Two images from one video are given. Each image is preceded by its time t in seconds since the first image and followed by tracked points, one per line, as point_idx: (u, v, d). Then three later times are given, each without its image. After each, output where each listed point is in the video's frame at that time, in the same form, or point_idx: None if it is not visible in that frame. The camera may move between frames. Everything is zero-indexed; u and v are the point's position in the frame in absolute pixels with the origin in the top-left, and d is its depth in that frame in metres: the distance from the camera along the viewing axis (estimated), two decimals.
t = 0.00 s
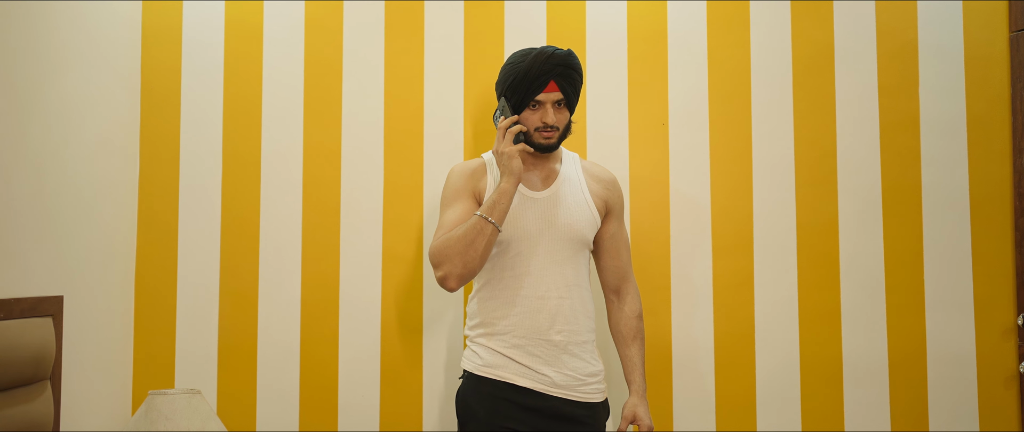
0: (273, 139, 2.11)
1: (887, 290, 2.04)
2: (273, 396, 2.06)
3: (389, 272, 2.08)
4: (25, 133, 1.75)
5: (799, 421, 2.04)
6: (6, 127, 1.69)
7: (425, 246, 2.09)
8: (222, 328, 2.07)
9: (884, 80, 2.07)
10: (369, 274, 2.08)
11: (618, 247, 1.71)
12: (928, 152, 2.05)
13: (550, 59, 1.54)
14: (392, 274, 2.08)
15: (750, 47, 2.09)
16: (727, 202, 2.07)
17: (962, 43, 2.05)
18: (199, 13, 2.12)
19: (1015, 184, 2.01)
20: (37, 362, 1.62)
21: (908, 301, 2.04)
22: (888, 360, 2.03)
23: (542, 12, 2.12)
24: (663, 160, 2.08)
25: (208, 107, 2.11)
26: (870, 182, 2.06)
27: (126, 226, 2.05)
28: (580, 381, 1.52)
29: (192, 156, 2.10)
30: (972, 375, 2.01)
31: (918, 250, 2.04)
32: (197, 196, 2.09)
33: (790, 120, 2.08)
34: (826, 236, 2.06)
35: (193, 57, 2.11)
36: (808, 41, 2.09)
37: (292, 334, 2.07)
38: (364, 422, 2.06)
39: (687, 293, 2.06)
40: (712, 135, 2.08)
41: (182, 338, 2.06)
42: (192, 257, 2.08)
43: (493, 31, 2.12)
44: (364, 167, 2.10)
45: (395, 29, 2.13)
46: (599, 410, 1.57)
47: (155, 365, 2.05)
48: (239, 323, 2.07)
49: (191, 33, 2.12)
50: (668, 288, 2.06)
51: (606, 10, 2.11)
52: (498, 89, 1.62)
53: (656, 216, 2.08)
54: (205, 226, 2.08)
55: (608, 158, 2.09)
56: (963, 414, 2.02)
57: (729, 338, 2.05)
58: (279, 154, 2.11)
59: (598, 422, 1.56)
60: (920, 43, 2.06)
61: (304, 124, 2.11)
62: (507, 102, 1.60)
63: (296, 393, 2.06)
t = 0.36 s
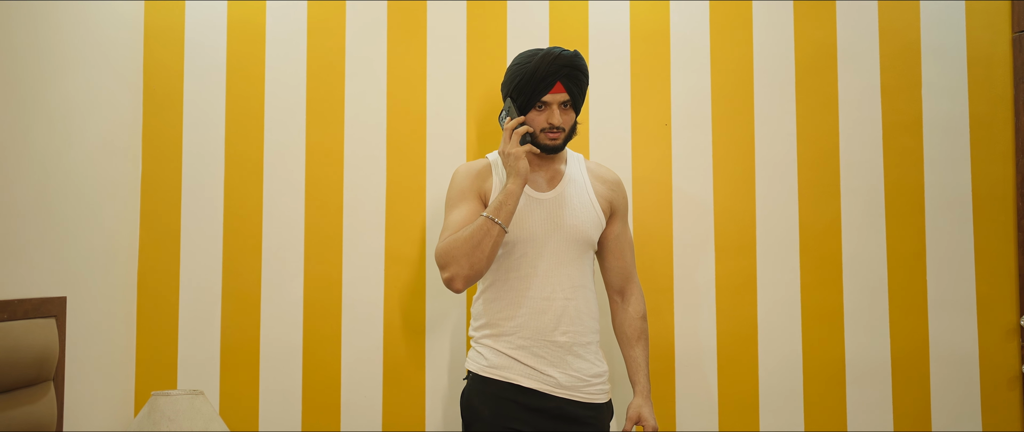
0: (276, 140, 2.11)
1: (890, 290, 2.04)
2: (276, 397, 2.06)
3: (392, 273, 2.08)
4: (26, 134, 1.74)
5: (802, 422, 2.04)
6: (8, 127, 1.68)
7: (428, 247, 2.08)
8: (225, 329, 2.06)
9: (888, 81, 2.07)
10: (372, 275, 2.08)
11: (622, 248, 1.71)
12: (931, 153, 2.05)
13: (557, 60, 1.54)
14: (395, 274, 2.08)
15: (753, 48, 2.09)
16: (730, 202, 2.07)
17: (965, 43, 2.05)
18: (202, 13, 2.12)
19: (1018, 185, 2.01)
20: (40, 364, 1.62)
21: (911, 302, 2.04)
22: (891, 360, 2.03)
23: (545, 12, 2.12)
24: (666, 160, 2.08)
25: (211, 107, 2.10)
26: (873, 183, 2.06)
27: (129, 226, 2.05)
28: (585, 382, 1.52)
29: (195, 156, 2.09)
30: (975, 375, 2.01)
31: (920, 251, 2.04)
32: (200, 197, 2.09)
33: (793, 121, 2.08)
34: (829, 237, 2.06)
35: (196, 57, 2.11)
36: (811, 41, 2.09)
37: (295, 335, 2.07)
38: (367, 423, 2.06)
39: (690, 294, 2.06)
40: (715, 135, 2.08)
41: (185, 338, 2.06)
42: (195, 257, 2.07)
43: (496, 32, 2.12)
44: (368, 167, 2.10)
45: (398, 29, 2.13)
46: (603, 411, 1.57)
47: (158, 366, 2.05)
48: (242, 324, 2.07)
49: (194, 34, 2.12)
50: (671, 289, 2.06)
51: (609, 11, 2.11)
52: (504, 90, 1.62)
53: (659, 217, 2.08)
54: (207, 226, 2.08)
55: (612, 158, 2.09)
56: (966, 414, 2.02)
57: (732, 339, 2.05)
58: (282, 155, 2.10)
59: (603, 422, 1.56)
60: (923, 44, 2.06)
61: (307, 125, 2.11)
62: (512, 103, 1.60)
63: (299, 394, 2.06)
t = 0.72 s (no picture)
0: (277, 139, 2.10)
1: (892, 289, 2.04)
2: (277, 397, 2.06)
3: (393, 272, 2.08)
4: (27, 133, 1.73)
5: (804, 421, 2.04)
6: (8, 127, 1.67)
7: (429, 246, 2.08)
8: (226, 329, 2.06)
9: (889, 80, 2.07)
10: (373, 275, 2.08)
11: (624, 247, 1.71)
12: (932, 152, 2.05)
13: (561, 59, 1.54)
14: (396, 274, 2.08)
15: (754, 48, 2.09)
16: (731, 202, 2.07)
17: (966, 43, 2.06)
18: (203, 12, 2.12)
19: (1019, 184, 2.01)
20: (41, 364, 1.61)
21: (912, 301, 2.04)
22: (893, 359, 2.03)
23: (546, 12, 2.12)
24: (667, 160, 2.08)
25: (212, 107, 2.10)
26: (874, 183, 2.06)
27: (130, 227, 2.04)
28: (588, 381, 1.52)
29: (195, 156, 2.09)
30: (977, 374, 2.02)
31: (921, 250, 2.04)
32: (201, 196, 2.08)
33: (794, 120, 2.08)
34: (830, 236, 2.06)
35: (196, 57, 2.11)
36: (812, 41, 2.09)
37: (296, 335, 2.07)
38: (368, 423, 2.06)
39: (691, 293, 2.06)
40: (716, 135, 2.08)
41: (186, 339, 2.05)
42: (196, 257, 2.07)
43: (497, 31, 2.12)
44: (369, 167, 2.10)
45: (399, 29, 2.13)
46: (606, 410, 1.57)
47: (159, 366, 2.04)
48: (242, 324, 2.07)
49: (194, 33, 2.11)
50: (673, 288, 2.06)
51: (610, 11, 2.11)
52: (506, 89, 1.62)
53: (660, 217, 2.08)
54: (208, 226, 2.08)
55: (613, 158, 2.09)
56: (967, 414, 2.02)
57: (734, 338, 2.05)
58: (283, 154, 2.10)
59: (605, 422, 1.56)
60: (924, 44, 2.07)
61: (308, 124, 2.11)
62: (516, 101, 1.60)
63: (300, 393, 2.06)
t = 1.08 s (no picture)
0: (277, 139, 2.10)
1: (891, 289, 2.04)
2: (276, 397, 2.06)
3: (392, 272, 2.08)
4: (27, 133, 1.73)
5: (803, 421, 2.04)
6: (9, 127, 1.67)
7: (428, 246, 2.08)
8: (225, 329, 2.06)
9: (888, 80, 2.07)
10: (372, 275, 2.08)
11: (622, 247, 1.72)
12: (931, 153, 2.05)
13: (561, 58, 1.54)
14: (396, 273, 2.08)
15: (753, 48, 2.09)
16: (730, 202, 2.08)
17: (965, 43, 2.06)
18: (202, 12, 2.12)
19: (1017, 184, 2.01)
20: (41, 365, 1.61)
21: (911, 301, 2.04)
22: (892, 359, 2.04)
23: (545, 12, 2.12)
24: (667, 160, 2.08)
25: (211, 107, 2.10)
26: (874, 182, 2.06)
27: (129, 226, 2.04)
28: (587, 381, 1.53)
29: (195, 155, 2.09)
30: (975, 375, 2.02)
31: (920, 250, 2.04)
32: (200, 196, 2.08)
33: (794, 120, 2.08)
34: (829, 236, 2.06)
35: (196, 57, 2.11)
36: (811, 41, 2.09)
37: (295, 335, 2.07)
38: (367, 422, 2.06)
39: (690, 293, 2.06)
40: (716, 134, 2.09)
41: (185, 339, 2.05)
42: (196, 257, 2.07)
43: (497, 31, 2.12)
44: (368, 167, 2.10)
45: (398, 29, 2.13)
46: (605, 410, 1.57)
47: (158, 365, 2.04)
48: (242, 324, 2.07)
49: (194, 33, 2.11)
50: (672, 288, 2.06)
51: (609, 11, 2.11)
52: (506, 88, 1.62)
53: (659, 216, 2.08)
54: (208, 226, 2.08)
55: (612, 157, 2.09)
56: (966, 414, 2.02)
57: (733, 338, 2.05)
58: (283, 153, 2.10)
59: (604, 421, 1.56)
60: (923, 44, 2.07)
61: (307, 124, 2.11)
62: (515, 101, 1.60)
63: (299, 394, 2.06)
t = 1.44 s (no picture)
0: (276, 139, 2.10)
1: (890, 289, 2.05)
2: (276, 397, 2.06)
3: (392, 272, 2.08)
4: (27, 134, 1.73)
5: (802, 421, 2.04)
6: (9, 128, 1.67)
7: (428, 246, 2.08)
8: (224, 329, 2.06)
9: (887, 80, 2.08)
10: (372, 274, 2.08)
11: (619, 246, 1.72)
12: (930, 153, 2.06)
13: (564, 60, 1.54)
14: (396, 273, 2.08)
15: (753, 48, 2.10)
16: (730, 202, 2.08)
17: (964, 43, 2.06)
18: (202, 12, 2.12)
19: (1016, 184, 2.02)
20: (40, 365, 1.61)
21: (910, 301, 2.04)
22: (891, 359, 2.04)
23: (545, 12, 2.12)
24: (666, 160, 2.08)
25: (211, 106, 2.10)
26: (873, 182, 2.07)
27: (128, 226, 2.04)
28: (586, 381, 1.53)
29: (194, 155, 2.09)
30: (974, 374, 2.02)
31: (919, 250, 2.05)
32: (200, 195, 2.08)
33: (793, 120, 2.08)
34: (828, 236, 2.06)
35: (195, 56, 2.11)
36: (811, 41, 2.09)
37: (294, 335, 2.07)
38: (367, 423, 2.06)
39: (690, 293, 2.07)
40: (715, 134, 2.09)
41: (184, 338, 2.05)
42: (196, 257, 2.07)
43: (497, 31, 2.12)
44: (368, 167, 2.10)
45: (398, 29, 2.13)
46: (603, 409, 1.57)
47: (158, 366, 2.04)
48: (242, 324, 2.07)
49: (194, 33, 2.11)
50: (671, 288, 2.07)
51: (609, 11, 2.11)
52: (506, 88, 1.62)
53: (659, 216, 2.08)
54: (207, 225, 2.08)
55: (612, 157, 2.09)
56: (964, 414, 2.02)
57: (733, 338, 2.05)
58: (283, 153, 2.10)
59: (603, 421, 1.56)
60: (922, 44, 2.07)
61: (307, 124, 2.11)
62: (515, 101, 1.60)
63: (299, 394, 2.06)
